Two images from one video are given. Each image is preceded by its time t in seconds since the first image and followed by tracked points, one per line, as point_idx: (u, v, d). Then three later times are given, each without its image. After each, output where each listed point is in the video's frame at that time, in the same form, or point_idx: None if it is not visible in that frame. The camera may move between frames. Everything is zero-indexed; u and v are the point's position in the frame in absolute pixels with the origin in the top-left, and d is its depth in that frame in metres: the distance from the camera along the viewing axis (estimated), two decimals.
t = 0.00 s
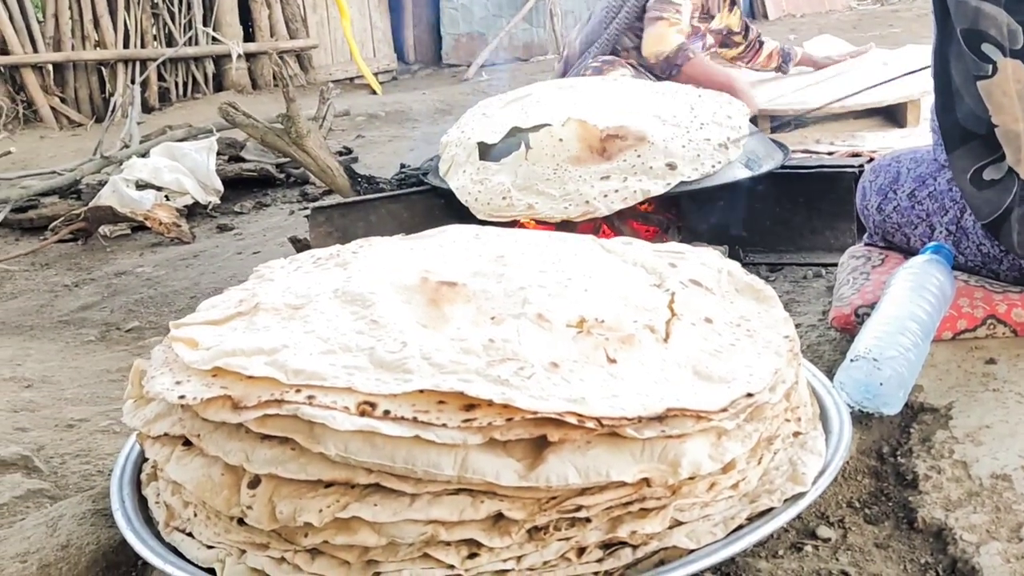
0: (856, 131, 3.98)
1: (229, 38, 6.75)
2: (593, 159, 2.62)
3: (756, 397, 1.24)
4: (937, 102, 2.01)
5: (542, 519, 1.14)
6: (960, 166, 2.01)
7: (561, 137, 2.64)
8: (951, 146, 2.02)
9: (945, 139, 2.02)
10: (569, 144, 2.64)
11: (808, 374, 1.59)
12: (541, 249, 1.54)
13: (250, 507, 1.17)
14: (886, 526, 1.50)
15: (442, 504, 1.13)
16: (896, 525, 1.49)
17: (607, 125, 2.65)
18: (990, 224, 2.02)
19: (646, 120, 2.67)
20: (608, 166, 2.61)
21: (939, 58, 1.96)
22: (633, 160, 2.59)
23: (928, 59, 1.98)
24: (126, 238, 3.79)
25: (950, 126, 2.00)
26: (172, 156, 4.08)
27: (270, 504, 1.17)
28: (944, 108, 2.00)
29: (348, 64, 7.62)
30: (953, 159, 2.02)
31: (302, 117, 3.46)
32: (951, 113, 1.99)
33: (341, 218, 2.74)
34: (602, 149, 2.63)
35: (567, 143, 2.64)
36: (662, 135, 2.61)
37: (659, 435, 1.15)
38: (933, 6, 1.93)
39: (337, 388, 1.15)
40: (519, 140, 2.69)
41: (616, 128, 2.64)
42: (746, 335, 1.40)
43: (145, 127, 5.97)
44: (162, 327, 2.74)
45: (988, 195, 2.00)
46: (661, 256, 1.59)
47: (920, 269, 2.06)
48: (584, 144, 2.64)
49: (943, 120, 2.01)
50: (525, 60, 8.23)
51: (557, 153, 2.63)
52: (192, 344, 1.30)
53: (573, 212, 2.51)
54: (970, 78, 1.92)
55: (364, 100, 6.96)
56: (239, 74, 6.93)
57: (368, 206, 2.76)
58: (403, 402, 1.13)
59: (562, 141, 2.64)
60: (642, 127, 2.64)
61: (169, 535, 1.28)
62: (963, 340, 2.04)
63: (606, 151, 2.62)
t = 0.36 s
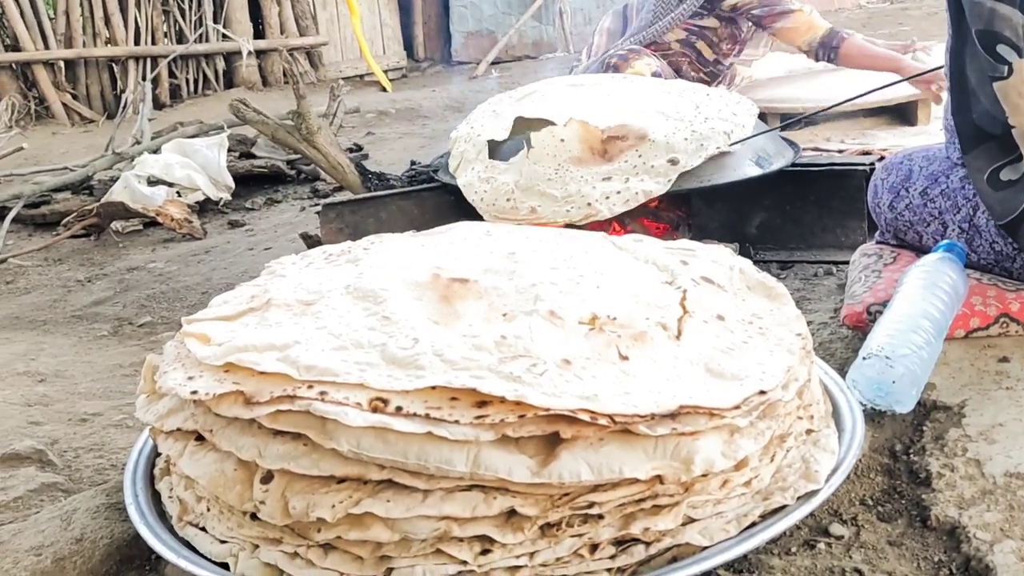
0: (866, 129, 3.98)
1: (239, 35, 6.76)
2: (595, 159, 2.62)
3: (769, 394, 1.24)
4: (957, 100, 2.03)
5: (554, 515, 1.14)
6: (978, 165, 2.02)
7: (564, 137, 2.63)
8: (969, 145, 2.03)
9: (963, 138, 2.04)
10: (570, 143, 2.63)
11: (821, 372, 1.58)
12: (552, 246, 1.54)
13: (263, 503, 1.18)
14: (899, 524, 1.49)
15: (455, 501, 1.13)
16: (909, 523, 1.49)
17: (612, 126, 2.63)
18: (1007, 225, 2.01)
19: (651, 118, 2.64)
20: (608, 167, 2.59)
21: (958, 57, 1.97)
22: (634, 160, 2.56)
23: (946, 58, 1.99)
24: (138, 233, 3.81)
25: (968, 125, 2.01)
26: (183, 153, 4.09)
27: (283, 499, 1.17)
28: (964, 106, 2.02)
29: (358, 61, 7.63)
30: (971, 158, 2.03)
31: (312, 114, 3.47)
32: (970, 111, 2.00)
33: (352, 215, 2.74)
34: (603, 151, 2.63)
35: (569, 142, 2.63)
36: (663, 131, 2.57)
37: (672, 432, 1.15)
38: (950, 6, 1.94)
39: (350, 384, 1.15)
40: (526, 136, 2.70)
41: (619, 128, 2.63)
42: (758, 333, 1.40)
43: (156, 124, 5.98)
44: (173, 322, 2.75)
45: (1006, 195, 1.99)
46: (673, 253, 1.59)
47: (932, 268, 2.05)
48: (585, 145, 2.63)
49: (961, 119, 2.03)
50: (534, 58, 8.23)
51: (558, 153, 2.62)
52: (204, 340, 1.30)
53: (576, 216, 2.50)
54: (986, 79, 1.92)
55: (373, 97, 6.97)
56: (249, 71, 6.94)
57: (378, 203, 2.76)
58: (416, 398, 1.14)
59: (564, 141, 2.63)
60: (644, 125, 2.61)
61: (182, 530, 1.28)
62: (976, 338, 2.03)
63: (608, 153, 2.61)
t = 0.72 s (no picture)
0: (879, 126, 3.96)
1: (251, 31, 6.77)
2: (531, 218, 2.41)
3: (783, 391, 1.24)
4: (973, 100, 2.03)
5: (568, 511, 1.15)
6: (996, 166, 2.01)
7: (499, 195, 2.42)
8: (987, 146, 2.02)
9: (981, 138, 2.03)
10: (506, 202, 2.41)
11: (834, 369, 1.58)
12: (565, 241, 1.54)
13: (277, 496, 1.18)
14: (913, 521, 1.49)
15: (468, 496, 1.13)
16: (923, 520, 1.48)
17: (563, 179, 2.36)
18: None
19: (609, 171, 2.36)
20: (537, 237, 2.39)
21: (976, 57, 1.99)
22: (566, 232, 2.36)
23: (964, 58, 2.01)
24: (151, 228, 3.83)
25: (987, 125, 2.01)
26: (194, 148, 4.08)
27: (296, 493, 1.18)
28: (981, 106, 2.02)
29: (369, 58, 7.62)
30: (990, 159, 2.02)
31: (324, 110, 3.50)
32: (988, 111, 2.01)
33: (364, 210, 2.74)
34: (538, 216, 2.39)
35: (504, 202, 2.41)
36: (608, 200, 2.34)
37: (686, 428, 1.15)
38: (967, 6, 1.95)
39: (363, 378, 1.15)
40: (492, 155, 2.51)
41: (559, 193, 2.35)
42: (772, 329, 1.40)
43: (169, 120, 6.00)
44: (187, 318, 2.76)
45: None
46: (685, 249, 1.59)
47: (946, 265, 2.04)
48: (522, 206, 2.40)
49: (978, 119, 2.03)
50: (545, 55, 8.22)
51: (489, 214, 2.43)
52: (217, 334, 1.31)
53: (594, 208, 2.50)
54: (1005, 77, 1.93)
55: (384, 93, 6.97)
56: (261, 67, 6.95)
57: (390, 199, 2.76)
58: (429, 393, 1.14)
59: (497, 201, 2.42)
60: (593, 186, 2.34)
61: (197, 523, 1.29)
62: (991, 335, 2.02)
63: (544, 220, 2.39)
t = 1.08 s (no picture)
0: (891, 123, 3.95)
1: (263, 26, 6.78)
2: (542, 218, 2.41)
3: (797, 387, 1.23)
4: (986, 99, 2.02)
5: (582, 506, 1.14)
6: (1009, 166, 1.99)
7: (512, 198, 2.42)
8: (999, 145, 2.00)
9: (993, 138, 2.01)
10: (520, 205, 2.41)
11: (848, 366, 1.57)
12: (578, 237, 1.54)
13: (290, 490, 1.18)
14: (928, 518, 1.48)
15: (482, 491, 1.13)
16: (937, 517, 1.48)
17: (573, 183, 2.36)
18: None
19: (619, 173, 2.37)
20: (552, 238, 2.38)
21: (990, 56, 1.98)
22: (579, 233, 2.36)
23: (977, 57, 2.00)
24: (164, 223, 3.84)
25: (1000, 124, 1.99)
26: (207, 143, 4.12)
27: (310, 488, 1.18)
28: (993, 104, 2.01)
29: (380, 54, 7.60)
30: (1002, 158, 2.00)
31: (336, 104, 3.49)
32: (1001, 110, 1.99)
33: (376, 205, 2.74)
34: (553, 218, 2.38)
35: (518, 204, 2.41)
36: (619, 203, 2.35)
37: (700, 424, 1.15)
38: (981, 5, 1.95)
39: (376, 372, 1.15)
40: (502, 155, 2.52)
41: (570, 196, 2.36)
42: (785, 325, 1.39)
43: (182, 115, 6.02)
44: (200, 312, 2.77)
45: None
46: (698, 245, 1.58)
47: (961, 261, 2.03)
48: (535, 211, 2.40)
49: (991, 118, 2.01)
50: (556, 51, 8.21)
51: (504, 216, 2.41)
52: (230, 328, 1.31)
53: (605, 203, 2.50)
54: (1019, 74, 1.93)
55: (395, 89, 6.97)
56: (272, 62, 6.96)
57: (402, 194, 2.77)
58: (442, 387, 1.14)
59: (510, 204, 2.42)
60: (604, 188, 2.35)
61: (211, 517, 1.30)
62: (1005, 332, 2.02)
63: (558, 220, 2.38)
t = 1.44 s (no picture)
0: (904, 120, 3.93)
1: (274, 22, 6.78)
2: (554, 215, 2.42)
3: (811, 384, 1.23)
4: (998, 91, 2.01)
5: (595, 502, 1.15)
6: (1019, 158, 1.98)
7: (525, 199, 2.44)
8: (1010, 138, 1.99)
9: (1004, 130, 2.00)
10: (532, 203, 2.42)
11: (861, 363, 1.57)
12: (590, 233, 1.54)
13: (304, 485, 1.19)
14: (942, 515, 1.48)
15: (496, 486, 1.13)
16: (952, 515, 1.48)
17: (585, 180, 2.36)
18: None
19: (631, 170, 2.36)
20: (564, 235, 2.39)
21: (1001, 47, 1.96)
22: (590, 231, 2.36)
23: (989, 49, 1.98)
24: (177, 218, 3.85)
25: (1011, 117, 1.98)
26: (220, 138, 4.13)
27: (324, 482, 1.18)
28: (1005, 97, 2.00)
29: (392, 50, 7.60)
30: (1013, 151, 1.99)
31: (348, 100, 3.49)
32: (1012, 103, 1.98)
33: (388, 201, 2.74)
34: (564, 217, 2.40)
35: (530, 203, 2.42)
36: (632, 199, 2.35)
37: (714, 421, 1.15)
38: None
39: (389, 367, 1.15)
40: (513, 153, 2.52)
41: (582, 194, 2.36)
42: (799, 322, 1.39)
43: (195, 110, 6.03)
44: (213, 306, 2.78)
45: None
46: (711, 241, 1.58)
47: (975, 259, 2.02)
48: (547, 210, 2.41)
49: (1002, 110, 2.00)
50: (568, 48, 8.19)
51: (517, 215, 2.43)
52: (243, 322, 1.31)
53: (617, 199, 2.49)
54: None
55: (406, 85, 6.97)
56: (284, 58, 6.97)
57: (414, 189, 2.76)
58: (455, 382, 1.14)
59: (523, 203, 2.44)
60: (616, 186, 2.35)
61: (225, 510, 1.30)
62: (1019, 330, 2.01)
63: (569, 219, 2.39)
